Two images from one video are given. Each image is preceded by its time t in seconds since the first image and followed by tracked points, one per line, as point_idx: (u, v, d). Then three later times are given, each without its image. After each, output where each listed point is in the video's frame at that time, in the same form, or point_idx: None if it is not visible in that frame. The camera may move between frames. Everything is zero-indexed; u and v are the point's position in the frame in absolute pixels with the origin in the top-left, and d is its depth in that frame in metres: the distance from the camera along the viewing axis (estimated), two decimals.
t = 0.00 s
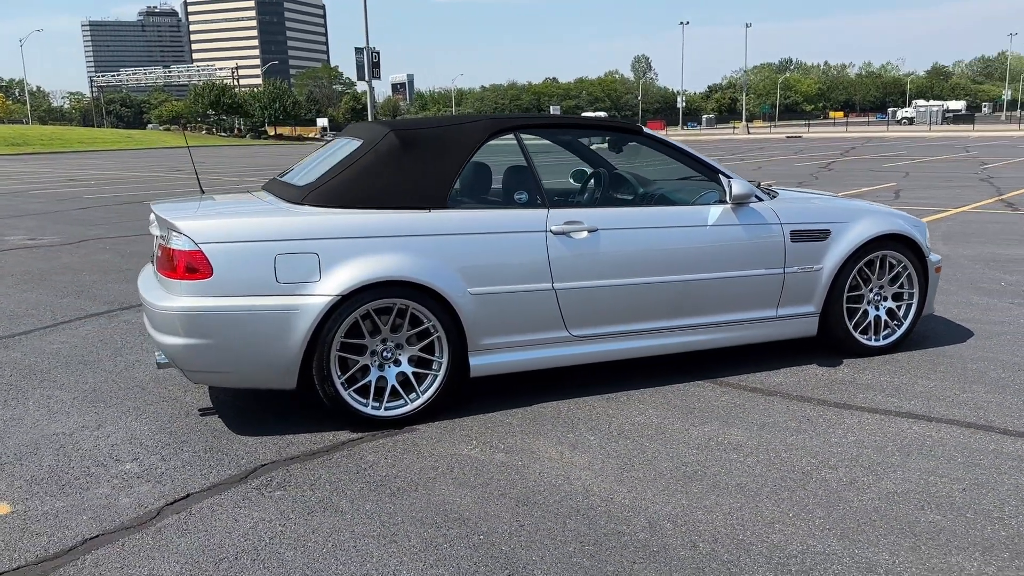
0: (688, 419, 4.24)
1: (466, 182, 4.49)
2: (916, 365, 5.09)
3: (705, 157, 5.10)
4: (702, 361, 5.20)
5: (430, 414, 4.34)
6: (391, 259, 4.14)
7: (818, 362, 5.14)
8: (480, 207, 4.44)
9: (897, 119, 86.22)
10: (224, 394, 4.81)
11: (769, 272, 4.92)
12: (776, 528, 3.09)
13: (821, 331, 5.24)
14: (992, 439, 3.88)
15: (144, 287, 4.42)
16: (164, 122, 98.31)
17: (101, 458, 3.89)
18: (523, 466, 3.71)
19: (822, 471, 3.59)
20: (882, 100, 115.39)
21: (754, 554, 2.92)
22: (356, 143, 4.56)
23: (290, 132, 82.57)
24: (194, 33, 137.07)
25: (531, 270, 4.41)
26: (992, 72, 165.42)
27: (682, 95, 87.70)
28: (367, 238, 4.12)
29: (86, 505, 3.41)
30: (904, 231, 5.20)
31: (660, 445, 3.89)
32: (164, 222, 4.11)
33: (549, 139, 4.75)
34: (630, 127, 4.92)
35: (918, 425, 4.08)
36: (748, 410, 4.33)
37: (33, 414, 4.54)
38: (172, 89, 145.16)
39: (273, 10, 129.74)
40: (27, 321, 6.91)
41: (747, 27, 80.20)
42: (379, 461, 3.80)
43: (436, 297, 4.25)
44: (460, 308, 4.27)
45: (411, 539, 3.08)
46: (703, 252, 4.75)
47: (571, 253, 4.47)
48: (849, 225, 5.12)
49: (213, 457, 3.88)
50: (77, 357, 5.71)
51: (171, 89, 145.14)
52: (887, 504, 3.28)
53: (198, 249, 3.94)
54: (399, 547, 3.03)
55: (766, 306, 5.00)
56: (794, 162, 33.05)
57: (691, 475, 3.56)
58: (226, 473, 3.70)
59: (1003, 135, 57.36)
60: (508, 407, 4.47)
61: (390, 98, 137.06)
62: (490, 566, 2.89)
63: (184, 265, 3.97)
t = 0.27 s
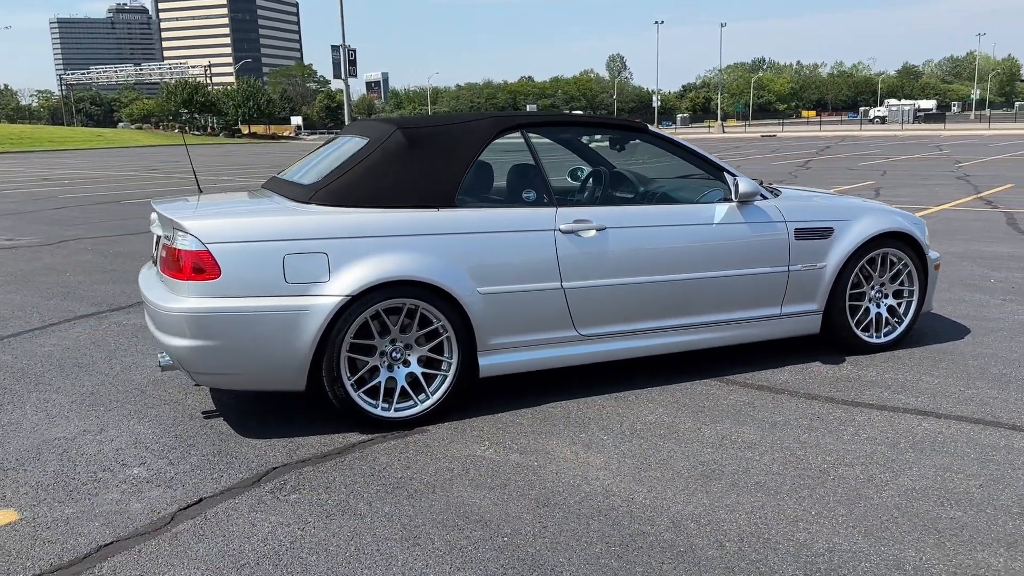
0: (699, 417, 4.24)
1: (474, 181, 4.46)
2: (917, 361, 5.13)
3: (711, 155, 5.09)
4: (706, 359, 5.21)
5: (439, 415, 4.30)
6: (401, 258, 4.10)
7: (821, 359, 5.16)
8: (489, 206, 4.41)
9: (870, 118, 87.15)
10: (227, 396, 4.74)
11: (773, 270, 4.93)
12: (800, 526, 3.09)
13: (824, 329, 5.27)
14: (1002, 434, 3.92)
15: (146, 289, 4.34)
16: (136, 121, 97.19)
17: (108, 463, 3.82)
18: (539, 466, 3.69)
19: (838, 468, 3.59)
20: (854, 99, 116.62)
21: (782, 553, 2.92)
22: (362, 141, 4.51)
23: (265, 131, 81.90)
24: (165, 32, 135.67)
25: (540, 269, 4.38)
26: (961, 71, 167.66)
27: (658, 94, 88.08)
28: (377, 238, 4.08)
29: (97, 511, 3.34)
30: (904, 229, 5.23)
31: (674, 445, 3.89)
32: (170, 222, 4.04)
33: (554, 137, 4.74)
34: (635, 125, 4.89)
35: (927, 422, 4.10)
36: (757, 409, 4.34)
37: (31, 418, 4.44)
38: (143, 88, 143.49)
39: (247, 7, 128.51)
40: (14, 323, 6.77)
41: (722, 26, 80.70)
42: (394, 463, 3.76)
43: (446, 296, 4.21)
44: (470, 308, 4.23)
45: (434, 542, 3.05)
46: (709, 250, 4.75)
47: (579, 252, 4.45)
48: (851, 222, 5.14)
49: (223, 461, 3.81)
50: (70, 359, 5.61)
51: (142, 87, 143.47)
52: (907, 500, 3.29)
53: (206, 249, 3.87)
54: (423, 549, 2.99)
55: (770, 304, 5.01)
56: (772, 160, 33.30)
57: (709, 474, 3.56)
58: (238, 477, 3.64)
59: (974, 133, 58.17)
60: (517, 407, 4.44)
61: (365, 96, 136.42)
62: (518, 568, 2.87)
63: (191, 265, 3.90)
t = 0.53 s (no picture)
0: (708, 416, 4.24)
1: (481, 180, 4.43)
2: (917, 358, 5.17)
3: (714, 155, 5.09)
4: (709, 358, 5.22)
5: (447, 416, 4.27)
6: (409, 258, 4.06)
7: (822, 357, 5.19)
8: (496, 205, 4.39)
9: (843, 117, 88.06)
10: (229, 399, 4.67)
11: (776, 268, 4.95)
12: (820, 524, 3.10)
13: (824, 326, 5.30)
14: (1009, 430, 3.96)
15: (148, 290, 4.28)
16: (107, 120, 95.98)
17: (114, 468, 3.75)
18: (553, 466, 3.67)
19: (852, 465, 3.61)
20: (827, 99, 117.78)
21: (806, 551, 2.92)
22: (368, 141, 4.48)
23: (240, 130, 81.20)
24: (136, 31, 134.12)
25: (548, 269, 4.37)
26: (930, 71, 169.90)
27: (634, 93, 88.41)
28: (385, 238, 4.04)
29: (108, 518, 3.28)
30: (903, 227, 5.28)
31: (686, 443, 3.89)
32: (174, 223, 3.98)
33: (559, 136, 4.73)
34: (640, 124, 4.89)
35: (934, 418, 4.14)
36: (765, 407, 4.35)
37: (29, 424, 4.36)
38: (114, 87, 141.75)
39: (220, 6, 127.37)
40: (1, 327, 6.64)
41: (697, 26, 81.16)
42: (406, 465, 3.73)
43: (454, 297, 4.18)
44: (478, 308, 4.21)
45: (456, 544, 3.02)
46: (714, 249, 4.76)
47: (586, 251, 4.44)
48: (850, 221, 5.18)
49: (232, 464, 3.76)
50: (64, 363, 5.51)
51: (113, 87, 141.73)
52: (923, 497, 3.31)
53: (213, 250, 3.81)
54: (446, 552, 2.96)
55: (773, 302, 5.03)
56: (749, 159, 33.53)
57: (724, 473, 3.56)
58: (249, 481, 3.59)
59: (945, 131, 58.96)
60: (525, 408, 4.43)
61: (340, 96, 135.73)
62: (544, 569, 2.85)
63: (197, 266, 3.83)
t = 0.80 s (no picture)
0: (717, 413, 4.26)
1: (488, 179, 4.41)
2: (916, 354, 5.22)
3: (717, 153, 5.08)
4: (711, 355, 5.24)
5: (456, 416, 4.25)
6: (419, 258, 4.03)
7: (823, 353, 5.23)
8: (503, 204, 4.38)
9: (815, 116, 88.95)
10: (232, 401, 4.62)
11: (778, 266, 4.98)
12: (841, 521, 3.12)
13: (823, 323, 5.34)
14: (1015, 424, 4.01)
15: (152, 291, 4.22)
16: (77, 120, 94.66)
17: (122, 472, 3.69)
18: (568, 465, 3.67)
19: (865, 462, 3.64)
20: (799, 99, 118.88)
21: (830, 547, 2.93)
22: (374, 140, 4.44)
23: (213, 130, 80.44)
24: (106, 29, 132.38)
25: (555, 267, 4.36)
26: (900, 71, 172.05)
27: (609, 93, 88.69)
28: (395, 237, 4.02)
29: (122, 523, 3.22)
30: (900, 224, 5.33)
31: (699, 441, 3.89)
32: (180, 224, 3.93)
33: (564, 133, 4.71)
34: (644, 123, 4.88)
35: (940, 414, 4.18)
36: (772, 404, 4.37)
37: (29, 428, 4.28)
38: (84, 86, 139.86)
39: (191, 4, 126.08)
40: None
41: (671, 26, 81.60)
42: (420, 465, 3.70)
43: (463, 296, 4.16)
44: (487, 307, 4.19)
45: (480, 544, 3.00)
46: (718, 247, 4.77)
47: (593, 249, 4.44)
48: (850, 219, 5.22)
49: (243, 467, 3.71)
50: (57, 366, 5.41)
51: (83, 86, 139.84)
52: (939, 491, 3.34)
53: (222, 250, 3.77)
54: (471, 553, 2.95)
55: (775, 299, 5.06)
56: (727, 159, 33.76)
57: (740, 470, 3.57)
58: (263, 484, 3.55)
59: (916, 131, 59.72)
60: (533, 406, 4.42)
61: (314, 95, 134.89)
62: (572, 568, 2.84)
63: (206, 267, 3.78)
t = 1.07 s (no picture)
0: (726, 411, 4.27)
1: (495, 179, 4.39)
2: (915, 351, 5.28)
3: (719, 151, 5.08)
4: (713, 354, 5.26)
5: (466, 417, 4.23)
6: (429, 258, 4.01)
7: (824, 351, 5.27)
8: (512, 203, 4.36)
9: (789, 116, 89.76)
10: (236, 403, 4.56)
11: (781, 264, 5.00)
12: (862, 517, 3.13)
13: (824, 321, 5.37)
14: (1020, 420, 4.06)
15: (157, 293, 4.16)
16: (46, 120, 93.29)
17: (132, 477, 3.63)
18: (584, 465, 3.66)
19: (878, 458, 3.66)
20: (773, 98, 119.88)
21: (853, 543, 2.95)
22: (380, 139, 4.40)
23: (186, 130, 79.62)
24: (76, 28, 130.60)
25: (564, 267, 4.35)
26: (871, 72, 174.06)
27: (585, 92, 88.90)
28: (405, 237, 3.99)
29: (138, 529, 3.17)
30: (899, 223, 5.38)
31: (711, 439, 3.90)
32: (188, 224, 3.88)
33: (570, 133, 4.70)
34: (647, 122, 4.88)
35: (946, 410, 4.22)
36: (780, 402, 4.40)
37: (30, 433, 4.20)
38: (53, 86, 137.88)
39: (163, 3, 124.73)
40: None
41: (647, 26, 81.94)
42: (435, 467, 3.68)
43: (473, 296, 4.14)
44: (497, 307, 4.17)
45: (505, 545, 2.99)
46: (722, 246, 4.79)
47: (601, 249, 4.43)
48: (850, 217, 5.26)
49: (255, 471, 3.67)
50: (52, 369, 5.32)
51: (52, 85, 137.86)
52: (954, 487, 3.37)
53: (232, 251, 3.72)
54: (496, 554, 2.93)
55: (778, 298, 5.08)
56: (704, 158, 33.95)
57: (756, 468, 3.58)
58: (277, 488, 3.50)
59: (888, 130, 60.42)
60: (542, 406, 4.40)
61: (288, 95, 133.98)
62: (600, 568, 2.83)
63: (216, 268, 3.74)
